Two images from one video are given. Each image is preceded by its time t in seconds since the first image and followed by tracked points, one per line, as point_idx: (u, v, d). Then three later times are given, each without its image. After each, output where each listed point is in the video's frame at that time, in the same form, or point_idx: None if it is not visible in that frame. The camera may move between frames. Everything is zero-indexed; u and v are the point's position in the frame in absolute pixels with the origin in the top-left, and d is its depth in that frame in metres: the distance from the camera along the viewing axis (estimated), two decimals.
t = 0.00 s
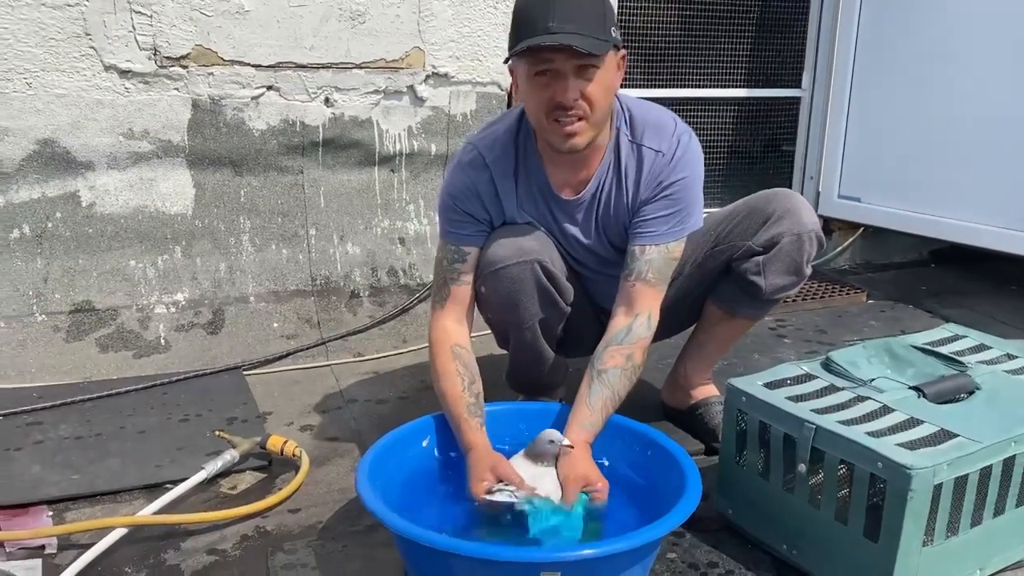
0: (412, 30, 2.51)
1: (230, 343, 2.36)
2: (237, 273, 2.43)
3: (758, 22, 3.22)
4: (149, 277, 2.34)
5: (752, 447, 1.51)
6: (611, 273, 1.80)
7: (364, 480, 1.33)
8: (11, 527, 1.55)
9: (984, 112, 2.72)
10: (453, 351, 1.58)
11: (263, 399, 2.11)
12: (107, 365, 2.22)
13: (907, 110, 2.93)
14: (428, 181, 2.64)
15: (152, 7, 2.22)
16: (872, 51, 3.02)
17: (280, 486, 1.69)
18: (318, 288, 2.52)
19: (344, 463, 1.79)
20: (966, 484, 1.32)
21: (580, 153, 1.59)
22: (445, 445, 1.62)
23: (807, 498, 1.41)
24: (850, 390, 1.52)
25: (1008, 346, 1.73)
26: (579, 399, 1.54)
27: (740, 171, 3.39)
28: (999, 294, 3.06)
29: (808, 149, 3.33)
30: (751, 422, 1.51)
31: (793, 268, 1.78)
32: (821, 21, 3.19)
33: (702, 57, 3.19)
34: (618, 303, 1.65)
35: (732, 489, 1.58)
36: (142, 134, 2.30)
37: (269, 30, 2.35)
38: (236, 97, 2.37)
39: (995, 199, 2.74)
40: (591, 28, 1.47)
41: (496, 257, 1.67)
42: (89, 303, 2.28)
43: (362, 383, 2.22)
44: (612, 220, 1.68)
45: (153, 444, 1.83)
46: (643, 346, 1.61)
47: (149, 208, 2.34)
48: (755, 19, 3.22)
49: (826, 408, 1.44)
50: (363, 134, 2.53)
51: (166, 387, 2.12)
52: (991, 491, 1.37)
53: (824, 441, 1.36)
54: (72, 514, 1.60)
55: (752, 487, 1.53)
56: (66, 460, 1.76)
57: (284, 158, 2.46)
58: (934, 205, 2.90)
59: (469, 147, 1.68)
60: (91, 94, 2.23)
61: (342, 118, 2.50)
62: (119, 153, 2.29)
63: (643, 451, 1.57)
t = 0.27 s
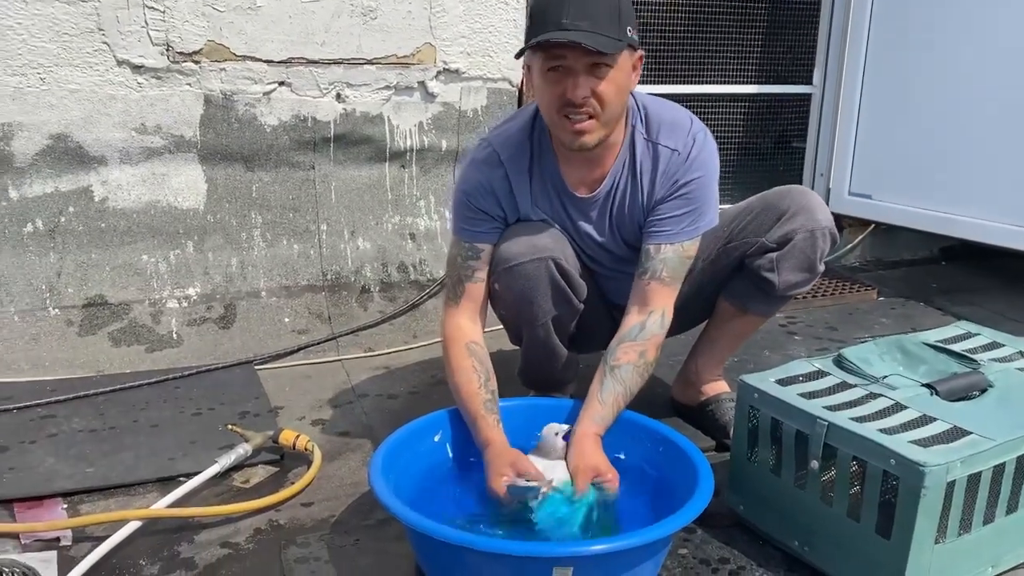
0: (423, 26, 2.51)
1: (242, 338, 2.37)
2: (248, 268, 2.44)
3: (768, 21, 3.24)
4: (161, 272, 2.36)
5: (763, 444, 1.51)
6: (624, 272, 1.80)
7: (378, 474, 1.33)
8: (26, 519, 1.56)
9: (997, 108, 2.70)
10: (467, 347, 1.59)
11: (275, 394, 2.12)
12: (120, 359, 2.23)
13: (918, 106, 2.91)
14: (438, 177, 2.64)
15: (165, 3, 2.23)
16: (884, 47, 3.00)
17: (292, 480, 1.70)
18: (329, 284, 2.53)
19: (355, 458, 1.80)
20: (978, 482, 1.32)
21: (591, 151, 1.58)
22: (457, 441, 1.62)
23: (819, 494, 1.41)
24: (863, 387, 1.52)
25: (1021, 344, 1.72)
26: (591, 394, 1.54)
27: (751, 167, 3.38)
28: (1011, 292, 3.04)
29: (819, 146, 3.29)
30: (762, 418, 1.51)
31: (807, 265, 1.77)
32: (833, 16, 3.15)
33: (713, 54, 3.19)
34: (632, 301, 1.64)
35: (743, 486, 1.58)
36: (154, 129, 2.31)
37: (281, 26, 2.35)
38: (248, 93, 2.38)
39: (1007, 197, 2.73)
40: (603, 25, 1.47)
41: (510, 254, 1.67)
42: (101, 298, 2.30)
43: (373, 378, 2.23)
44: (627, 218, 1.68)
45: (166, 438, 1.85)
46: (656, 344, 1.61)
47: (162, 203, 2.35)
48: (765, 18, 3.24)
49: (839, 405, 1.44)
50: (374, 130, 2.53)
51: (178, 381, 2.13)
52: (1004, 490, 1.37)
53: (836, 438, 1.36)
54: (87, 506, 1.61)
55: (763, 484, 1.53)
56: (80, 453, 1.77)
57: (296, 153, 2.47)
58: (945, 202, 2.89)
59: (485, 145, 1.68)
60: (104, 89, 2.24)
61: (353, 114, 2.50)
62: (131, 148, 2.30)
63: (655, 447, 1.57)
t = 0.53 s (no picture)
0: (429, 22, 2.51)
1: (248, 333, 2.38)
2: (254, 263, 2.45)
3: (776, 16, 3.20)
4: (167, 267, 2.36)
5: (768, 441, 1.51)
6: (632, 271, 1.80)
7: (384, 470, 1.33)
8: (33, 512, 1.57)
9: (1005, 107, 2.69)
10: (473, 344, 1.59)
11: (280, 389, 2.13)
12: (126, 354, 2.24)
13: (926, 104, 2.90)
14: (443, 174, 2.64)
15: None
16: (891, 44, 2.98)
17: (297, 475, 1.70)
18: (334, 280, 2.54)
19: (360, 453, 1.81)
20: (983, 480, 1.31)
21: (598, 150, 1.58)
22: (462, 437, 1.62)
23: (824, 492, 1.41)
24: (868, 384, 1.52)
25: None
26: (599, 393, 1.55)
27: (757, 165, 3.37)
28: (1017, 290, 3.03)
29: (825, 143, 3.29)
30: (767, 415, 1.51)
31: (814, 262, 1.77)
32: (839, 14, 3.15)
33: (719, 51, 3.17)
34: (641, 302, 1.64)
35: (748, 482, 1.58)
36: (160, 124, 2.31)
37: (287, 22, 2.35)
38: (254, 89, 2.38)
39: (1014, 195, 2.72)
40: (613, 23, 1.47)
41: (517, 252, 1.67)
42: (108, 292, 2.31)
43: (378, 374, 2.23)
44: (637, 218, 1.68)
45: (172, 432, 1.85)
46: (665, 344, 1.61)
47: (168, 198, 2.36)
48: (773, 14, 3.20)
49: (845, 402, 1.44)
50: (379, 126, 2.53)
51: (184, 376, 2.14)
52: (1009, 488, 1.36)
53: (841, 435, 1.36)
54: (92, 500, 1.62)
55: (768, 481, 1.53)
56: (86, 447, 1.78)
57: (301, 149, 2.47)
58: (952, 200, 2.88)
59: (494, 142, 1.68)
60: (110, 85, 2.24)
61: (359, 110, 2.50)
62: (137, 143, 2.30)
63: (660, 444, 1.57)
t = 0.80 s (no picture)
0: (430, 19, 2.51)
1: (248, 328, 2.38)
2: (254, 259, 2.46)
3: (777, 15, 3.20)
4: (167, 263, 2.37)
5: (767, 439, 1.51)
6: (634, 269, 1.80)
7: (383, 465, 1.34)
8: (34, 506, 1.58)
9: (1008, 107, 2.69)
10: (475, 341, 1.59)
11: (280, 385, 2.13)
12: (127, 349, 2.24)
13: (927, 104, 2.90)
14: (444, 171, 2.65)
15: None
16: (892, 43, 2.98)
17: (297, 470, 1.71)
18: (334, 276, 2.54)
19: (360, 449, 1.81)
20: (981, 479, 1.32)
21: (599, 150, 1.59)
22: (462, 433, 1.63)
23: (822, 490, 1.41)
24: (867, 382, 1.52)
25: None
26: (601, 391, 1.55)
27: (758, 164, 3.37)
28: (1016, 290, 3.04)
29: (826, 142, 3.28)
30: (766, 414, 1.51)
31: (815, 261, 1.78)
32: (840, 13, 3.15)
33: (720, 49, 3.17)
34: (642, 299, 1.64)
35: (746, 480, 1.58)
36: (162, 120, 2.32)
37: (289, 18, 2.36)
38: (256, 85, 2.38)
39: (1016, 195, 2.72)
40: (616, 23, 1.47)
41: (519, 249, 1.68)
42: (108, 288, 2.32)
43: (378, 370, 2.24)
44: (639, 217, 1.68)
45: (172, 428, 1.86)
46: (666, 342, 1.61)
47: (169, 194, 2.36)
48: (773, 13, 3.20)
49: (843, 401, 1.44)
50: (380, 123, 2.53)
51: (184, 372, 2.14)
52: (1006, 487, 1.37)
53: (839, 433, 1.36)
54: (93, 494, 1.62)
55: (766, 479, 1.53)
56: (87, 442, 1.78)
57: (302, 146, 2.48)
58: (953, 200, 2.88)
59: (497, 140, 1.68)
60: (112, 81, 2.24)
61: (360, 106, 2.50)
62: (139, 139, 2.31)
63: (658, 441, 1.58)
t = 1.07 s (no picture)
0: (429, 16, 2.51)
1: (245, 325, 2.38)
2: (252, 256, 2.46)
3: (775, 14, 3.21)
4: (165, 259, 2.37)
5: (761, 437, 1.52)
6: (630, 265, 1.80)
7: (378, 461, 1.34)
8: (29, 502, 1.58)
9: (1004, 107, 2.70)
10: (472, 338, 1.60)
11: (276, 381, 2.13)
12: (124, 345, 2.24)
13: (925, 103, 2.90)
14: (441, 168, 2.65)
15: None
16: (890, 43, 2.98)
17: (292, 467, 1.71)
18: (332, 273, 2.55)
19: (356, 446, 1.81)
20: (973, 478, 1.32)
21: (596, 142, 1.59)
22: (457, 430, 1.64)
23: (815, 488, 1.42)
24: (861, 380, 1.53)
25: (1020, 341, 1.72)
26: (595, 386, 1.56)
27: (756, 163, 3.38)
28: (1012, 290, 3.04)
29: (823, 142, 3.29)
30: (760, 412, 1.51)
31: (810, 260, 1.78)
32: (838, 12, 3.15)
33: (718, 48, 3.17)
34: (637, 293, 1.65)
35: (740, 478, 1.58)
36: (160, 116, 2.32)
37: (287, 15, 2.36)
38: (253, 82, 2.38)
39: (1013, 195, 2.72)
40: (611, 17, 1.46)
41: (516, 246, 1.68)
42: (106, 284, 2.32)
43: (374, 367, 2.24)
44: (635, 210, 1.68)
45: (168, 424, 1.86)
46: (660, 336, 1.61)
47: (166, 190, 2.36)
48: (772, 12, 3.20)
49: (837, 399, 1.45)
50: (378, 120, 2.54)
51: (181, 368, 2.14)
52: (998, 486, 1.37)
53: (833, 431, 1.37)
54: (89, 490, 1.63)
55: (760, 477, 1.53)
56: (83, 437, 1.79)
57: (300, 142, 2.48)
58: (949, 200, 2.89)
59: (493, 136, 1.69)
60: (110, 77, 2.24)
61: (358, 103, 2.50)
62: (137, 135, 2.31)
63: (652, 438, 1.58)
